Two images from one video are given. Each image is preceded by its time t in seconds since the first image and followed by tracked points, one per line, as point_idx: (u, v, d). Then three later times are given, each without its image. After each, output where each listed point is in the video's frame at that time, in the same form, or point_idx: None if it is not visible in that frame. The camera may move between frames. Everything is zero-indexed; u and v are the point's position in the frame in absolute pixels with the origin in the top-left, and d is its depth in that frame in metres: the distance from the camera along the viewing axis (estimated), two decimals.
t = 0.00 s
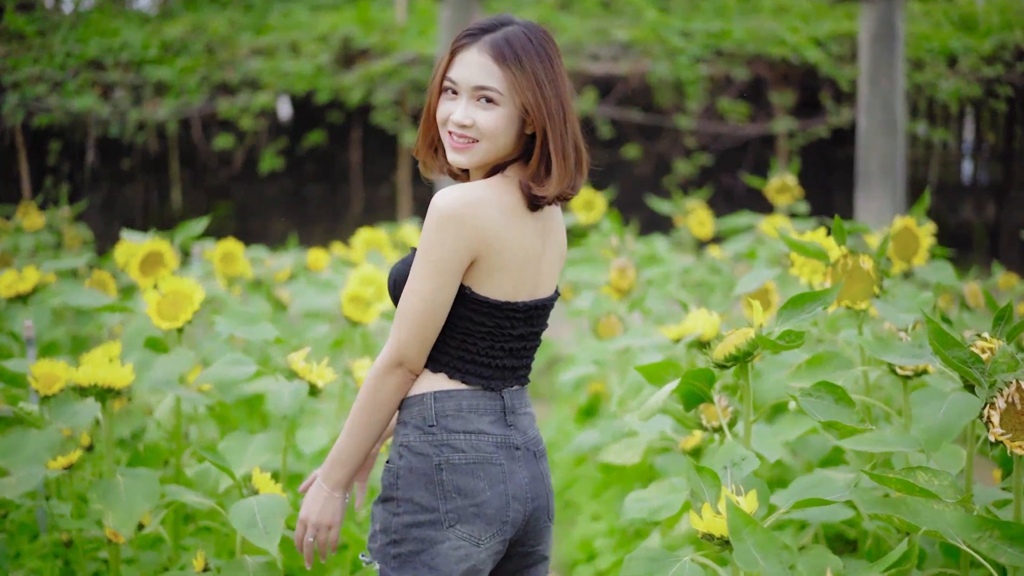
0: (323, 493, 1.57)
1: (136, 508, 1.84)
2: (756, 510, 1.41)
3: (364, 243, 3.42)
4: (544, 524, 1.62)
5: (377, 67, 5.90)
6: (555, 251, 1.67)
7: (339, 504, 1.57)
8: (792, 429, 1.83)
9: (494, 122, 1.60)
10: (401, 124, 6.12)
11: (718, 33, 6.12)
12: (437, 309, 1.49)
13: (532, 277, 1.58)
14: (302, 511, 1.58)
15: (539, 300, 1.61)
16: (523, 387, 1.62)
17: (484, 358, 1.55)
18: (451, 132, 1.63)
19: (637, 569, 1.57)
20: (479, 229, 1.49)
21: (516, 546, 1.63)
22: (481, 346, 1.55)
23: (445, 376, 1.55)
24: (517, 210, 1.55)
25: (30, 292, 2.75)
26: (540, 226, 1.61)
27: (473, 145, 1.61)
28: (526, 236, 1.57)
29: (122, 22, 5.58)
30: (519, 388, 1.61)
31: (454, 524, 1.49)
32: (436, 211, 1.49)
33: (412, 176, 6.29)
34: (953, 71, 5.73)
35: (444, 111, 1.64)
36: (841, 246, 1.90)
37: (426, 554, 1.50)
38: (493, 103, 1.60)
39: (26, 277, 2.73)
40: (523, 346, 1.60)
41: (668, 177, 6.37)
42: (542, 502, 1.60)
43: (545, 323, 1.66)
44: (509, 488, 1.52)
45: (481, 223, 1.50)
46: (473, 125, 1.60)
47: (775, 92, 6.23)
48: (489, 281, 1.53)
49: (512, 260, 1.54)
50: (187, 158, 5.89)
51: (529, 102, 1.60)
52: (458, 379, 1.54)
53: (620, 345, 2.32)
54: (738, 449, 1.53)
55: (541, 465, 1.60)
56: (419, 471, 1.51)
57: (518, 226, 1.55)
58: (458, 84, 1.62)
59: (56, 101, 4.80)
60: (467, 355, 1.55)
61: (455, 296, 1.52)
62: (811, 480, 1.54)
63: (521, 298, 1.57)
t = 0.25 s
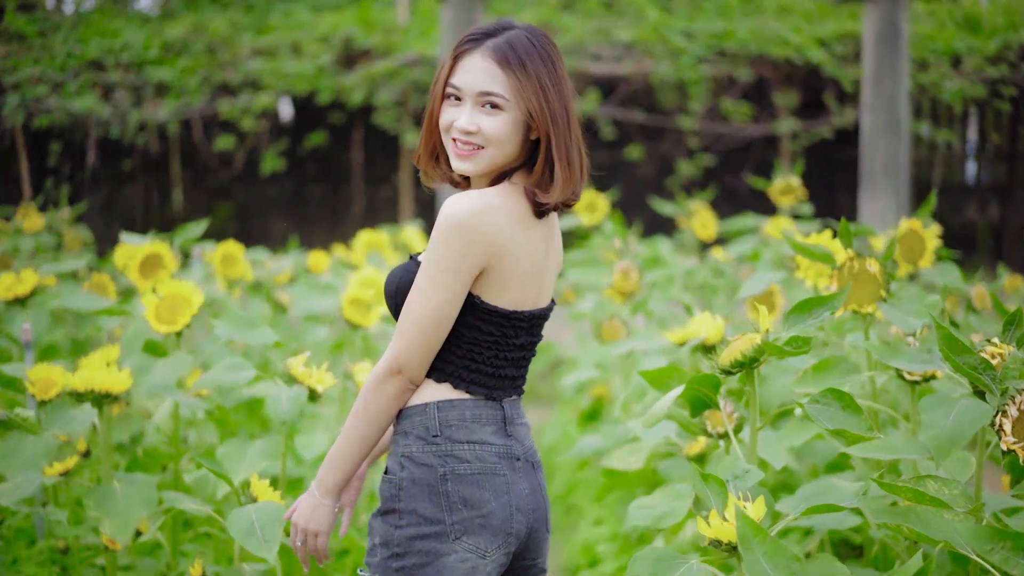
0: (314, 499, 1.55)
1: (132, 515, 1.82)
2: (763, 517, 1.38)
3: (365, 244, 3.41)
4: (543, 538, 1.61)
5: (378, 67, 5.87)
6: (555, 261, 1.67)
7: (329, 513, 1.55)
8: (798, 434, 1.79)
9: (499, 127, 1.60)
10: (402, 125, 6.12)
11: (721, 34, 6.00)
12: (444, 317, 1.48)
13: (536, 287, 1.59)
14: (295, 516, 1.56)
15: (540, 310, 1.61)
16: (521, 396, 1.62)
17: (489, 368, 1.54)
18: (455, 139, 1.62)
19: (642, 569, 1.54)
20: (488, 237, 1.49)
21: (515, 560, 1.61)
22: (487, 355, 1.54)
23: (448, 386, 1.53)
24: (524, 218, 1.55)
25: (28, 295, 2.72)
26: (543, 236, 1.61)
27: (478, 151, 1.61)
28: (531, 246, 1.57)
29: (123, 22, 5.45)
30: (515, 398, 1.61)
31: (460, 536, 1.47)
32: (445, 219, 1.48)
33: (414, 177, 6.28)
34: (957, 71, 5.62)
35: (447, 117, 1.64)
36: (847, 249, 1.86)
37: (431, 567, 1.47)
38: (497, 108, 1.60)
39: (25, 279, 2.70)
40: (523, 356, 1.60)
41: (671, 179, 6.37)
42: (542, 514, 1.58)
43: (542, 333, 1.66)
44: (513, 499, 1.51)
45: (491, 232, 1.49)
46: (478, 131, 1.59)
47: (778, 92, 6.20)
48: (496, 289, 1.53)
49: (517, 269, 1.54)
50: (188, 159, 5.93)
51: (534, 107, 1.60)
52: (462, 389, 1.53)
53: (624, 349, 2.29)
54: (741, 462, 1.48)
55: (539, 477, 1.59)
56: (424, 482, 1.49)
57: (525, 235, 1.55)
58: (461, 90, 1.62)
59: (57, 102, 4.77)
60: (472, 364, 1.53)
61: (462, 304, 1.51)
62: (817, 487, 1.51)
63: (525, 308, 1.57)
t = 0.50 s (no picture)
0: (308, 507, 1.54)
1: (129, 522, 1.79)
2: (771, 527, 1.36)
3: (364, 246, 3.39)
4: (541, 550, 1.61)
5: (379, 68, 5.85)
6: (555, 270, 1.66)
7: (319, 522, 1.53)
8: (802, 440, 1.76)
9: (504, 133, 1.59)
10: (402, 126, 6.10)
11: (721, 35, 5.97)
12: (450, 325, 1.47)
13: (538, 296, 1.58)
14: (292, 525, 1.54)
15: (542, 318, 1.61)
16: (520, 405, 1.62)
17: (492, 377, 1.54)
18: (459, 145, 1.61)
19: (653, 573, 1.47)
20: (497, 246, 1.49)
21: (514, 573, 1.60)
22: (490, 365, 1.54)
23: (452, 396, 1.52)
24: (530, 227, 1.54)
25: (26, 298, 2.71)
26: (548, 244, 1.61)
27: (483, 157, 1.60)
28: (537, 254, 1.57)
29: (122, 22, 5.26)
30: (514, 408, 1.61)
31: (468, 548, 1.46)
32: (454, 228, 1.47)
33: (414, 178, 6.27)
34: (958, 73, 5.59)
35: (451, 124, 1.62)
36: (852, 254, 1.85)
37: None
38: (502, 113, 1.59)
39: (21, 283, 2.69)
40: (523, 366, 1.60)
41: (672, 180, 6.36)
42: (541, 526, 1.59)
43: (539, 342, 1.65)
44: (518, 510, 1.51)
45: (499, 241, 1.49)
46: (483, 136, 1.58)
47: (779, 93, 6.17)
48: (501, 298, 1.52)
49: (524, 278, 1.54)
50: (187, 161, 5.93)
51: (538, 112, 1.59)
52: (466, 400, 1.52)
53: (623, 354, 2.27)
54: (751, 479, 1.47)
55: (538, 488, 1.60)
56: (430, 493, 1.47)
57: (531, 244, 1.54)
58: (465, 96, 1.61)
59: (56, 103, 4.70)
60: (477, 374, 1.53)
61: (468, 312, 1.50)
62: (827, 496, 1.48)
63: (528, 318, 1.57)
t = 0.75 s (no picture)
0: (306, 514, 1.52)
1: (126, 528, 1.78)
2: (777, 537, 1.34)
3: (364, 249, 3.36)
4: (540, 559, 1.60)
5: (378, 69, 5.84)
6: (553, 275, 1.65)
7: (317, 531, 1.51)
8: (805, 447, 1.74)
9: (509, 136, 1.57)
10: (402, 127, 6.07)
11: (722, 36, 6.00)
12: (455, 330, 1.45)
13: (541, 302, 1.57)
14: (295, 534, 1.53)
15: (541, 325, 1.61)
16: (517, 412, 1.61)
17: (494, 384, 1.54)
18: (463, 148, 1.59)
19: None
20: (504, 251, 1.47)
21: None
22: (492, 372, 1.53)
23: (455, 403, 1.51)
24: (535, 231, 1.53)
25: (23, 301, 2.69)
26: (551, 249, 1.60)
27: (487, 160, 1.58)
28: (542, 260, 1.56)
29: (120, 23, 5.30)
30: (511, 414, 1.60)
31: (474, 558, 1.44)
32: (460, 233, 1.46)
33: (413, 179, 6.25)
34: (959, 74, 5.68)
35: (454, 126, 1.61)
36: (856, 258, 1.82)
37: None
38: (507, 116, 1.58)
39: (19, 285, 2.68)
40: (523, 373, 1.60)
41: (672, 182, 6.35)
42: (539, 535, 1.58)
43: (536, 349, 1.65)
44: (521, 519, 1.50)
45: (506, 246, 1.47)
46: (487, 139, 1.56)
47: (780, 94, 6.15)
48: (505, 304, 1.51)
49: (529, 284, 1.53)
50: (186, 162, 5.91)
51: (543, 115, 1.58)
52: (469, 407, 1.51)
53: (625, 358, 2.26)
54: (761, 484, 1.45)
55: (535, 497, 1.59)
56: (434, 503, 1.45)
57: (536, 249, 1.53)
58: (469, 98, 1.59)
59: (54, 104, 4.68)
60: (479, 381, 1.52)
61: (473, 318, 1.48)
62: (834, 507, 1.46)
63: (530, 324, 1.56)
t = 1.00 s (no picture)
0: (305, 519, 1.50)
1: (126, 534, 1.76)
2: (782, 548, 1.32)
3: (364, 251, 3.34)
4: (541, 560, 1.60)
5: (379, 70, 5.83)
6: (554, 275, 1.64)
7: (318, 537, 1.50)
8: (809, 451, 1.73)
9: (512, 134, 1.56)
10: (402, 128, 6.05)
11: (724, 36, 6.01)
12: (458, 330, 1.44)
13: (543, 302, 1.56)
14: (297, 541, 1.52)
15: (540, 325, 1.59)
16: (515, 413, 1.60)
17: (494, 387, 1.52)
18: (466, 146, 1.58)
19: None
20: (507, 250, 1.46)
21: None
22: (494, 375, 1.52)
23: (457, 408, 1.49)
24: (539, 231, 1.52)
25: (22, 303, 2.68)
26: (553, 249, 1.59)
27: (490, 159, 1.57)
28: (545, 260, 1.54)
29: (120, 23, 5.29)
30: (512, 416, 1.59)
31: (480, 565, 1.44)
32: (464, 232, 1.45)
33: (413, 180, 6.24)
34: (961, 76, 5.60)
35: (457, 125, 1.59)
36: (863, 261, 1.81)
37: None
38: (510, 114, 1.57)
39: (18, 287, 2.66)
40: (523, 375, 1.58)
41: (673, 183, 6.33)
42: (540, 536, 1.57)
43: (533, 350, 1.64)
44: (525, 523, 1.49)
45: (510, 246, 1.46)
46: (491, 137, 1.55)
47: (781, 96, 6.13)
48: (508, 304, 1.50)
49: (532, 284, 1.51)
50: (186, 162, 5.91)
51: (547, 112, 1.57)
52: (471, 411, 1.49)
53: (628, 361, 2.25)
54: (762, 481, 1.45)
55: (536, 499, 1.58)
56: (440, 511, 1.44)
57: (539, 249, 1.52)
58: (472, 96, 1.58)
59: (54, 105, 4.79)
60: (481, 384, 1.50)
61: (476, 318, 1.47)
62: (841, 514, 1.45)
63: (532, 325, 1.55)
